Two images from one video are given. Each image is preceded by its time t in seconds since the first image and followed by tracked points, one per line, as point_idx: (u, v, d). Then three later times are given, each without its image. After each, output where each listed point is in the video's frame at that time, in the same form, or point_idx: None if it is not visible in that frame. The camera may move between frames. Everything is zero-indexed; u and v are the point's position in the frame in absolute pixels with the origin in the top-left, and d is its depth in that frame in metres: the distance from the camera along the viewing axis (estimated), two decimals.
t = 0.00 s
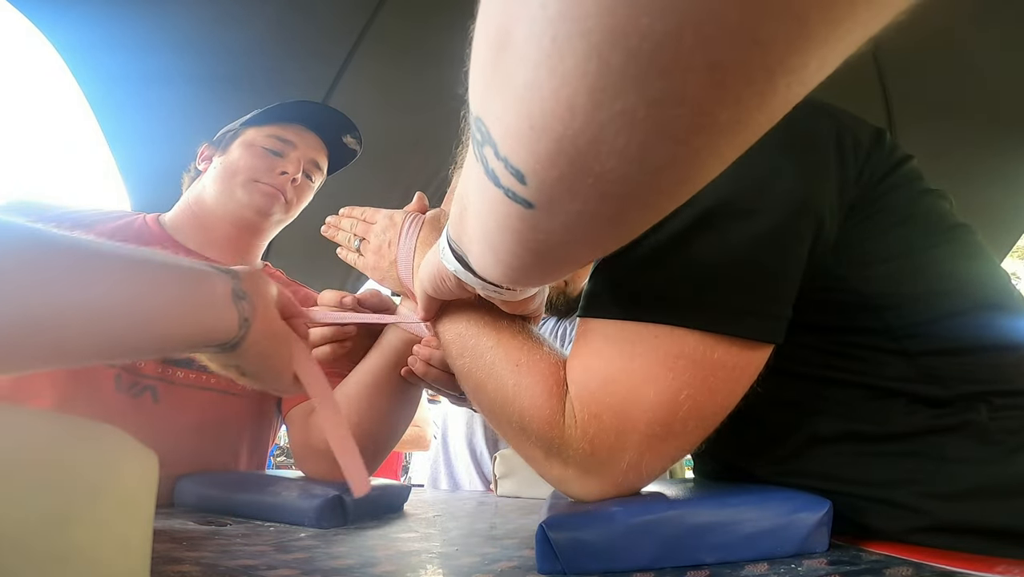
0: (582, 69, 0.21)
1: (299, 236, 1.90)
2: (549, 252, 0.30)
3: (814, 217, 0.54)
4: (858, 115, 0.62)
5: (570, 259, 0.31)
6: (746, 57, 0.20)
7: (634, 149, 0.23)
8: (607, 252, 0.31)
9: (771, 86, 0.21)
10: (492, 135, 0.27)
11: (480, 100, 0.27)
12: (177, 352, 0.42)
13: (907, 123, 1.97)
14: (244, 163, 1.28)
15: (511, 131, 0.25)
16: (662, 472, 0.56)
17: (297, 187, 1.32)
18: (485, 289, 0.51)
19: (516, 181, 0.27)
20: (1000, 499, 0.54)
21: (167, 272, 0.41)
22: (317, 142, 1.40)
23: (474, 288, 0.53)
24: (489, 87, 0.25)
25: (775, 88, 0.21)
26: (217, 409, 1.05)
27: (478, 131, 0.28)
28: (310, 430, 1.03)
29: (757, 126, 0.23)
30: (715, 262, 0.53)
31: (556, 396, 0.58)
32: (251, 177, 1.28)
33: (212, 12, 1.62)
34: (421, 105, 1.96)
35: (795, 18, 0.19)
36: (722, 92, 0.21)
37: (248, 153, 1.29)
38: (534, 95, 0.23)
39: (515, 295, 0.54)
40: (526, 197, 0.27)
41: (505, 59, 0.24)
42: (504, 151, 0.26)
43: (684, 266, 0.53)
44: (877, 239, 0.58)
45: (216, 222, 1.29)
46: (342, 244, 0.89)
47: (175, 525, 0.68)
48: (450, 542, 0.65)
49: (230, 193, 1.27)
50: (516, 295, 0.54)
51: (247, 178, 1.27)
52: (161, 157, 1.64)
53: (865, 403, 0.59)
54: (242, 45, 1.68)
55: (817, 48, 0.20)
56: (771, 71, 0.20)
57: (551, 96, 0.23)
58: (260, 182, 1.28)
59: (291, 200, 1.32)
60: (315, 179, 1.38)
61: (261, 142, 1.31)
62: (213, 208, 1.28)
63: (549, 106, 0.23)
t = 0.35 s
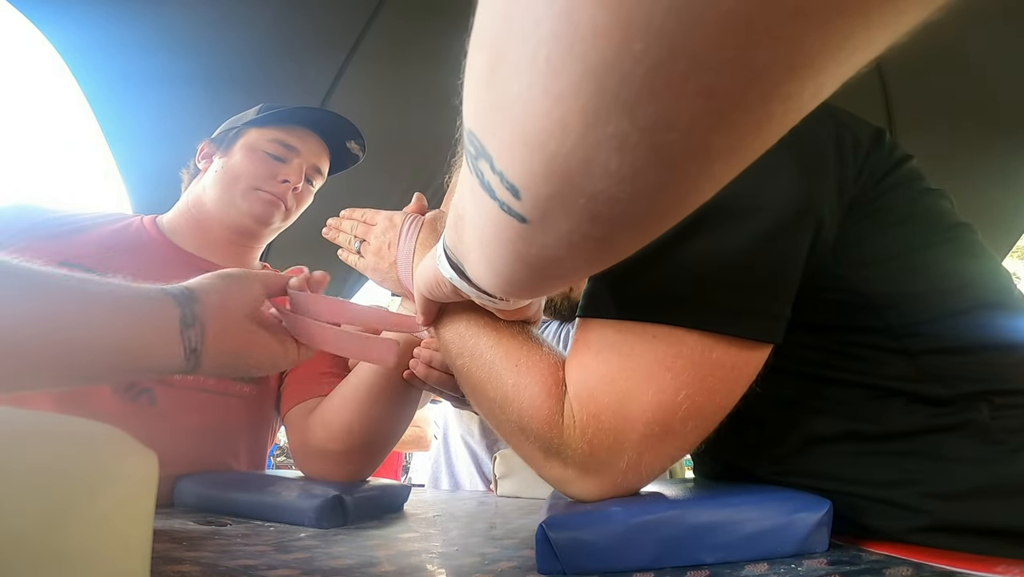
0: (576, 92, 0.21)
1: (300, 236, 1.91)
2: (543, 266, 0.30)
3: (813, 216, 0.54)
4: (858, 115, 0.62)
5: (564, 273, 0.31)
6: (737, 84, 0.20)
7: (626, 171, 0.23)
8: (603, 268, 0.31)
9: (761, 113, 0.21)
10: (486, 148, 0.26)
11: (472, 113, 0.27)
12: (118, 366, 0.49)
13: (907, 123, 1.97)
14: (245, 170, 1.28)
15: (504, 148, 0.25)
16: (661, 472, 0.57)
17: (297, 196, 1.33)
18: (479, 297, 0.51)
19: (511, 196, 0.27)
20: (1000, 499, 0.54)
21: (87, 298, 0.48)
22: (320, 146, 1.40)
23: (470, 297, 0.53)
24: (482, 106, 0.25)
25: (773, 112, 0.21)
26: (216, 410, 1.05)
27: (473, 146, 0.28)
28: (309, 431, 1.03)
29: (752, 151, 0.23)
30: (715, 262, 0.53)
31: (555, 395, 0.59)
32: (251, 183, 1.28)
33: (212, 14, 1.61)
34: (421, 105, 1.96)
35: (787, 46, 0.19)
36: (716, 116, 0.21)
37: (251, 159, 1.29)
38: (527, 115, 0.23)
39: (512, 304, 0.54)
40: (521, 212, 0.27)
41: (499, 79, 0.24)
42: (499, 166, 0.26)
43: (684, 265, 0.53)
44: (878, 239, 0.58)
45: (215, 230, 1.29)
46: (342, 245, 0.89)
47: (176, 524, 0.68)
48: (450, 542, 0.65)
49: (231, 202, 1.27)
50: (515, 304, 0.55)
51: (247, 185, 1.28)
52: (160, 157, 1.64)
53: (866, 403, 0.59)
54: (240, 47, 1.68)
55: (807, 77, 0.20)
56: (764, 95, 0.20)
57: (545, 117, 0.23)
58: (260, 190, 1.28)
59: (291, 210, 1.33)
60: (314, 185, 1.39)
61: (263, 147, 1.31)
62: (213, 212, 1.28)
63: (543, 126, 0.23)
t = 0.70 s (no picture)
0: (568, 78, 0.21)
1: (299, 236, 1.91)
2: (542, 261, 0.30)
3: (813, 216, 0.54)
4: (858, 115, 0.62)
5: (563, 269, 0.31)
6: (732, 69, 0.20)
7: (623, 161, 0.23)
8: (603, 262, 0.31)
9: (755, 100, 0.21)
10: (485, 143, 0.26)
11: (470, 104, 0.27)
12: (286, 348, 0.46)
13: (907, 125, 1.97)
14: (246, 170, 1.28)
15: (500, 139, 0.25)
16: (661, 472, 0.57)
17: (296, 196, 1.33)
18: (479, 297, 0.51)
19: (507, 187, 0.27)
20: (1000, 499, 0.54)
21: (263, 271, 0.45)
22: (321, 146, 1.43)
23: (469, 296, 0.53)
24: (480, 97, 0.25)
25: (766, 98, 0.21)
26: (216, 410, 1.05)
27: (471, 140, 0.28)
28: (309, 431, 1.03)
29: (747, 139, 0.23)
30: (714, 262, 0.53)
31: (555, 396, 0.59)
32: (251, 184, 1.27)
33: (211, 16, 1.61)
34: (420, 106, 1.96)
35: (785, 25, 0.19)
36: (712, 101, 0.21)
37: (250, 160, 1.30)
38: (521, 103, 0.23)
39: (512, 303, 0.54)
40: (518, 204, 0.27)
41: (494, 68, 0.23)
42: (495, 158, 0.26)
43: (683, 266, 0.53)
44: (877, 239, 0.58)
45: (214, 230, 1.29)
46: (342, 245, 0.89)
47: (175, 525, 0.68)
48: (450, 542, 0.65)
49: (231, 203, 1.27)
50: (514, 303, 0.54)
51: (247, 186, 1.27)
52: (151, 160, 1.68)
53: (865, 403, 0.59)
54: (235, 53, 1.67)
55: (798, 63, 0.20)
56: (761, 78, 0.20)
57: (540, 106, 0.23)
58: (260, 190, 1.27)
59: (291, 211, 1.33)
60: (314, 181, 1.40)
61: (263, 147, 1.32)
62: (212, 212, 1.28)
63: (537, 114, 0.23)
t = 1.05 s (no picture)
0: (566, 90, 0.22)
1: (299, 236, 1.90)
2: (543, 265, 0.32)
3: (813, 217, 0.54)
4: (858, 117, 0.62)
5: (559, 272, 0.33)
6: (716, 99, 0.21)
7: (615, 179, 0.24)
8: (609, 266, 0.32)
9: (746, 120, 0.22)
10: (489, 144, 0.28)
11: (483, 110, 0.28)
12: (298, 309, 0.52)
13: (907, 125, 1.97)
14: (246, 172, 1.28)
15: (502, 147, 0.27)
16: (662, 472, 0.56)
17: (297, 195, 1.35)
18: (487, 289, 0.51)
19: (507, 193, 0.28)
20: (999, 499, 0.54)
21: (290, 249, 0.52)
22: (320, 147, 1.43)
23: (476, 287, 0.53)
24: (485, 106, 0.27)
25: (752, 123, 0.22)
26: (216, 410, 1.05)
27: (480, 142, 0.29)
28: (309, 431, 1.03)
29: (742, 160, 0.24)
30: (714, 261, 0.53)
31: (557, 397, 0.59)
32: (251, 186, 1.28)
33: (211, 15, 1.61)
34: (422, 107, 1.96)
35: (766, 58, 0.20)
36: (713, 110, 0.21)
37: (250, 162, 1.29)
38: (521, 112, 0.24)
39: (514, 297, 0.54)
40: (518, 210, 0.29)
41: (496, 80, 0.25)
42: (498, 164, 0.28)
43: (683, 265, 0.53)
44: (877, 240, 0.58)
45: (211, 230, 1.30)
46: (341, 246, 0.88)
47: (175, 524, 0.68)
48: (450, 542, 0.65)
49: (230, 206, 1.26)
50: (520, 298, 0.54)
51: (248, 189, 1.28)
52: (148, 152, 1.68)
53: (865, 403, 0.59)
54: (237, 55, 1.67)
55: (784, 94, 0.21)
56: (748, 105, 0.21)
57: (534, 119, 0.24)
58: (260, 193, 1.29)
59: (291, 212, 1.34)
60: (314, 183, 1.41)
61: (264, 148, 1.32)
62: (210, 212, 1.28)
63: (536, 125, 0.24)
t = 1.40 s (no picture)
0: (586, 98, 0.25)
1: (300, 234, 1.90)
2: (540, 266, 0.34)
3: (817, 217, 0.54)
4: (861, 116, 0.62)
5: (555, 275, 0.35)
6: (720, 112, 0.23)
7: (632, 181, 0.26)
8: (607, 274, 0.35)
9: (752, 136, 0.24)
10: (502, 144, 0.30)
11: (497, 115, 0.30)
12: (296, 263, 0.57)
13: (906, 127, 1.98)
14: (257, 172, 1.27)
15: (519, 148, 0.29)
16: (662, 472, 0.56)
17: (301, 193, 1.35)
18: (479, 288, 0.52)
19: (518, 191, 0.31)
20: (1001, 500, 0.54)
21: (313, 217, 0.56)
22: (321, 148, 1.45)
23: (471, 288, 0.53)
24: (508, 110, 0.29)
25: (780, 131, 0.24)
26: (217, 409, 1.04)
27: (491, 139, 0.32)
28: (310, 431, 1.03)
29: (756, 169, 0.26)
30: (717, 260, 0.53)
31: (556, 396, 0.59)
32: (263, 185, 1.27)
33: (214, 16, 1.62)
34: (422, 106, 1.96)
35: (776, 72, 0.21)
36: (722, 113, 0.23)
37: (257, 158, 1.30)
38: (542, 117, 0.27)
39: (516, 300, 0.54)
40: (526, 209, 0.31)
41: (519, 86, 0.27)
42: (511, 162, 0.30)
43: (686, 263, 0.54)
44: (879, 241, 0.58)
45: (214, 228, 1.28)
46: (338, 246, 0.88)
47: (175, 525, 0.68)
48: (451, 542, 0.65)
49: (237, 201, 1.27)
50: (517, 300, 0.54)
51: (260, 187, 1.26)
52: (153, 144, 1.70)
53: (865, 404, 0.59)
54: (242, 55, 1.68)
55: (808, 104, 0.23)
56: (774, 115, 0.23)
57: (555, 122, 0.26)
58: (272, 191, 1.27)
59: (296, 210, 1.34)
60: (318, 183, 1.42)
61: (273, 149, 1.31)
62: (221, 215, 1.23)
63: (556, 129, 0.27)
